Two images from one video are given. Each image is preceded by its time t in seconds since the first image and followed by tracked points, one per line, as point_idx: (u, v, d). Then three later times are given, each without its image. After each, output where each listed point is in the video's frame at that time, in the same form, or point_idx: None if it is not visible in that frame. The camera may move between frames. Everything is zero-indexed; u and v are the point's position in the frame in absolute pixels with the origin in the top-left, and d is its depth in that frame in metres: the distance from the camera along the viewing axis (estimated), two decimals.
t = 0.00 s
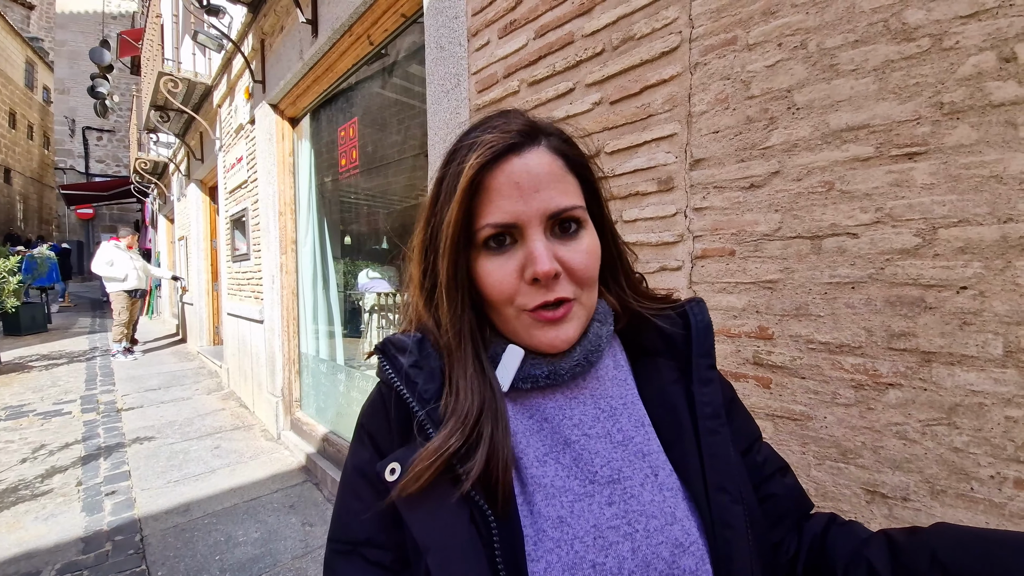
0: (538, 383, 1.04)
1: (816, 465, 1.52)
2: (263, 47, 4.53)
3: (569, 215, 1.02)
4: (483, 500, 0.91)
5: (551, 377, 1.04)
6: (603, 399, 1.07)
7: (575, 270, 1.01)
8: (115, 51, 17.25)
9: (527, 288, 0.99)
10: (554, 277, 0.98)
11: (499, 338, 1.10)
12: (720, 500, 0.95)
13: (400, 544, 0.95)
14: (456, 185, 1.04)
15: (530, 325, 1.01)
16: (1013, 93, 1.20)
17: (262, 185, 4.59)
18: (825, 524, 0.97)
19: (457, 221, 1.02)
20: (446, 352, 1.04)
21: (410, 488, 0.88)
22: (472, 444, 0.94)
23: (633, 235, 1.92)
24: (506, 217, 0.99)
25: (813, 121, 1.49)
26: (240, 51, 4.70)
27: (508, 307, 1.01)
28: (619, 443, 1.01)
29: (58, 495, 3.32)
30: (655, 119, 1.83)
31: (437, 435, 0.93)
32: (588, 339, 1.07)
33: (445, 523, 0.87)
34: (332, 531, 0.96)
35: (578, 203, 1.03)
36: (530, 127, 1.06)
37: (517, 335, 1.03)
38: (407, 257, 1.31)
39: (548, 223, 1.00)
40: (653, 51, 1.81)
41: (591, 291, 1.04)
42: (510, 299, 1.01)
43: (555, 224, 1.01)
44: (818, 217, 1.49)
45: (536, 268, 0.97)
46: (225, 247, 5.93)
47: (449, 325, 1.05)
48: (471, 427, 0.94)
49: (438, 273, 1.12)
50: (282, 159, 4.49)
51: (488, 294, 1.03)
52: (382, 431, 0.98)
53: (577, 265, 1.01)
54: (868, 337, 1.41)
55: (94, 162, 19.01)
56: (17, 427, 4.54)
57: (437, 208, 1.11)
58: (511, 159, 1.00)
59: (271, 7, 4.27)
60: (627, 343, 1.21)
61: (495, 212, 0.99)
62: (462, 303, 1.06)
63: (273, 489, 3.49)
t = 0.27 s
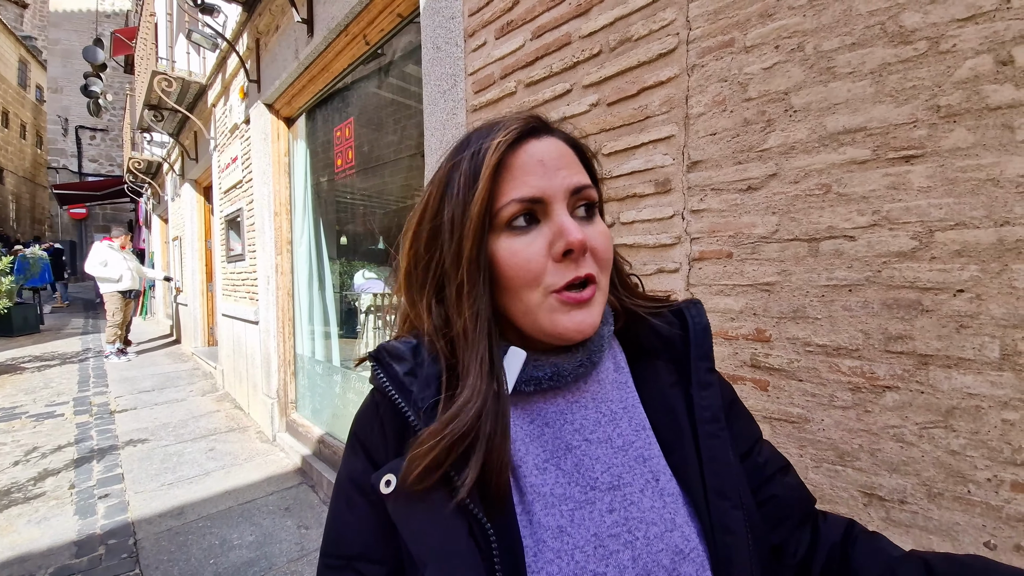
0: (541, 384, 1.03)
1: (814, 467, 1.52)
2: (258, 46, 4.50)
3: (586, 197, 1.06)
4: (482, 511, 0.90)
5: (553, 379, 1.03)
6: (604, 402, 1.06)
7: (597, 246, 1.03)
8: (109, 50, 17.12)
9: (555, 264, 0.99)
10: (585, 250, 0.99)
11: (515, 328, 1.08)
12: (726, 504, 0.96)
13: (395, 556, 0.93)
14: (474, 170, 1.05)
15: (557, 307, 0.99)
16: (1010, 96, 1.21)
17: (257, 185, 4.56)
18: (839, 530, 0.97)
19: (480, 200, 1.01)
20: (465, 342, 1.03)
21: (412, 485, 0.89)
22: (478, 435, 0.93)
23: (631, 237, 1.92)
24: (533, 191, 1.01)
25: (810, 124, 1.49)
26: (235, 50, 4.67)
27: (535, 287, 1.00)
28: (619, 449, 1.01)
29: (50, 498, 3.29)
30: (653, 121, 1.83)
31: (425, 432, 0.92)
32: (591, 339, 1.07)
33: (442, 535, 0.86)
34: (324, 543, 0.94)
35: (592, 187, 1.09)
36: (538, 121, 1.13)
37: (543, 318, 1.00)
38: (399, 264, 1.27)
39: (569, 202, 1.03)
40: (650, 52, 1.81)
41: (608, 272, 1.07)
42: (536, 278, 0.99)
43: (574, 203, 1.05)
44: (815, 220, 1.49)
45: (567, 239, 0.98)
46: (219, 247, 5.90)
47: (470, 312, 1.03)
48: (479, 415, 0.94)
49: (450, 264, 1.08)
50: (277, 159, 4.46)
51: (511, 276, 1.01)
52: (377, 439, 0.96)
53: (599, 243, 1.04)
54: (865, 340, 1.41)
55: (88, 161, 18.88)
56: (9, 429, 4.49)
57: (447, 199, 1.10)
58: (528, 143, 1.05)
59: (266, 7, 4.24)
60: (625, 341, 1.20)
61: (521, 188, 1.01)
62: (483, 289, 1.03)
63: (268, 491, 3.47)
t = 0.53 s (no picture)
0: (547, 390, 0.99)
1: (815, 475, 1.51)
2: (255, 47, 4.47)
3: (586, 200, 1.07)
4: (485, 534, 0.87)
5: (562, 384, 1.00)
6: (611, 413, 1.04)
7: (599, 248, 1.03)
8: (104, 49, 17.02)
9: (559, 263, 0.97)
10: (588, 248, 0.98)
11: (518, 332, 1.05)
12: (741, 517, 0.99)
13: None
14: (476, 173, 1.05)
15: (562, 306, 0.97)
16: (1013, 102, 1.19)
17: (254, 187, 4.53)
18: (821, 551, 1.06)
19: (483, 202, 1.00)
20: (469, 344, 1.00)
21: (417, 489, 0.86)
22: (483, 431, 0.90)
23: (629, 242, 1.90)
24: (535, 192, 1.01)
25: (810, 129, 1.48)
26: (230, 51, 4.64)
27: (540, 287, 0.98)
28: (628, 462, 0.99)
29: (45, 503, 3.27)
30: (652, 126, 1.81)
31: (423, 444, 0.89)
32: (598, 345, 1.05)
33: (446, 556, 0.83)
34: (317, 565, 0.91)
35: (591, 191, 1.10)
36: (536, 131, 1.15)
37: (548, 318, 0.98)
38: (398, 275, 1.24)
39: (571, 204, 1.04)
40: (649, 55, 1.79)
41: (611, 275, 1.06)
42: (540, 277, 0.97)
43: (575, 206, 1.05)
44: (816, 225, 1.48)
45: (570, 236, 0.97)
46: (216, 249, 5.86)
47: (473, 312, 1.01)
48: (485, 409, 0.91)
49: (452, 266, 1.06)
50: (274, 160, 4.43)
51: (514, 277, 0.99)
52: (375, 455, 0.94)
53: (601, 244, 1.03)
54: (866, 347, 1.40)
55: (84, 161, 18.79)
56: (3, 432, 4.46)
57: (448, 203, 1.10)
58: (528, 149, 1.07)
59: (262, 7, 4.22)
60: (630, 350, 1.20)
61: (523, 188, 1.01)
62: (486, 289, 1.01)
63: (264, 495, 3.45)
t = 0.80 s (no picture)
0: (555, 372, 0.99)
1: (812, 472, 1.51)
2: (253, 47, 4.47)
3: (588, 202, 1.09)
4: (491, 528, 0.87)
5: (567, 367, 1.00)
6: (614, 404, 1.04)
7: (600, 246, 1.04)
8: (102, 50, 16.96)
9: (559, 259, 0.99)
10: (588, 245, 1.00)
11: (517, 325, 1.06)
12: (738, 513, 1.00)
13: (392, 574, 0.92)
14: (484, 170, 1.07)
15: (558, 300, 0.98)
16: (1009, 99, 1.20)
17: (252, 186, 4.53)
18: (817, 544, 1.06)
19: (490, 196, 1.02)
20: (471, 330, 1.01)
21: (421, 470, 0.86)
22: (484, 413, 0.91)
23: (627, 240, 1.90)
24: (540, 190, 1.02)
25: (808, 127, 1.48)
26: (229, 51, 4.64)
27: (539, 280, 0.99)
28: (631, 453, 0.99)
29: (42, 503, 3.26)
30: (650, 124, 1.82)
31: (425, 424, 0.89)
32: (601, 332, 1.05)
33: (452, 552, 0.83)
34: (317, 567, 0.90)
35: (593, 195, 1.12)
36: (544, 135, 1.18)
37: (546, 311, 0.99)
38: (405, 268, 1.26)
39: (574, 204, 1.06)
40: (647, 54, 1.80)
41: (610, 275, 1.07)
42: (540, 272, 0.99)
43: (578, 207, 1.07)
44: (813, 223, 1.48)
45: (571, 233, 0.99)
46: (214, 248, 5.85)
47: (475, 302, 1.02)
48: (485, 390, 0.93)
49: (457, 258, 1.08)
50: (272, 159, 4.42)
51: (516, 270, 1.01)
52: (377, 453, 0.93)
53: (601, 243, 1.05)
54: (863, 344, 1.40)
55: (82, 162, 18.74)
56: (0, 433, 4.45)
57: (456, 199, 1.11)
58: (536, 150, 1.09)
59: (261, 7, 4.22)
60: (628, 346, 1.21)
61: (528, 186, 1.03)
62: (489, 282, 1.02)
63: (262, 495, 3.44)
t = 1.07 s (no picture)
0: (553, 359, 1.00)
1: (811, 470, 1.51)
2: (253, 46, 4.48)
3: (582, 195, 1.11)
4: (489, 519, 0.87)
5: (566, 354, 1.00)
6: (613, 397, 1.05)
7: (596, 235, 1.05)
8: (102, 50, 16.94)
9: (556, 245, 1.00)
10: (584, 232, 1.01)
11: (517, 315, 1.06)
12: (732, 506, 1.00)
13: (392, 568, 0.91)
14: (480, 166, 1.10)
15: (556, 286, 0.99)
16: (1007, 97, 1.20)
17: (252, 185, 4.53)
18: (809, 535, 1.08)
19: (487, 188, 1.05)
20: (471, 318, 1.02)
21: (421, 444, 0.89)
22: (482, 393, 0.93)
23: (627, 239, 1.91)
24: (535, 181, 1.05)
25: (806, 125, 1.49)
26: (229, 51, 4.65)
27: (537, 267, 1.00)
28: (630, 445, 0.99)
29: (43, 502, 3.26)
30: (649, 123, 1.82)
31: (421, 406, 0.90)
32: (599, 321, 1.06)
33: (449, 542, 0.83)
34: (317, 561, 0.91)
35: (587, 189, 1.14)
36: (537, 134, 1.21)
37: (544, 297, 1.00)
38: (406, 269, 1.27)
39: (569, 195, 1.08)
40: (646, 53, 1.80)
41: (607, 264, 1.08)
42: (537, 259, 1.00)
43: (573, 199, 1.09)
44: (812, 221, 1.49)
45: (567, 220, 1.00)
46: (214, 248, 5.86)
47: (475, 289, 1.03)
48: (483, 370, 0.95)
49: (456, 251, 1.09)
50: (272, 159, 4.43)
51: (514, 258, 1.02)
52: (377, 446, 0.93)
53: (597, 231, 1.06)
54: (862, 342, 1.41)
55: (82, 162, 18.74)
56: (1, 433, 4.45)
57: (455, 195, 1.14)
58: (530, 147, 1.12)
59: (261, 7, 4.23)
60: (627, 340, 1.22)
61: (524, 178, 1.05)
62: (488, 271, 1.03)
63: (263, 494, 3.45)
